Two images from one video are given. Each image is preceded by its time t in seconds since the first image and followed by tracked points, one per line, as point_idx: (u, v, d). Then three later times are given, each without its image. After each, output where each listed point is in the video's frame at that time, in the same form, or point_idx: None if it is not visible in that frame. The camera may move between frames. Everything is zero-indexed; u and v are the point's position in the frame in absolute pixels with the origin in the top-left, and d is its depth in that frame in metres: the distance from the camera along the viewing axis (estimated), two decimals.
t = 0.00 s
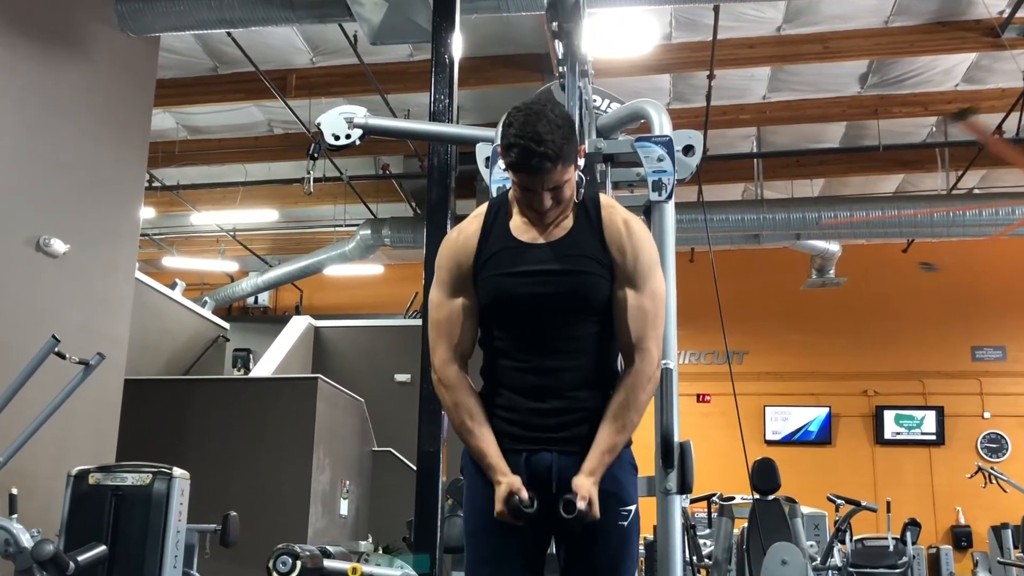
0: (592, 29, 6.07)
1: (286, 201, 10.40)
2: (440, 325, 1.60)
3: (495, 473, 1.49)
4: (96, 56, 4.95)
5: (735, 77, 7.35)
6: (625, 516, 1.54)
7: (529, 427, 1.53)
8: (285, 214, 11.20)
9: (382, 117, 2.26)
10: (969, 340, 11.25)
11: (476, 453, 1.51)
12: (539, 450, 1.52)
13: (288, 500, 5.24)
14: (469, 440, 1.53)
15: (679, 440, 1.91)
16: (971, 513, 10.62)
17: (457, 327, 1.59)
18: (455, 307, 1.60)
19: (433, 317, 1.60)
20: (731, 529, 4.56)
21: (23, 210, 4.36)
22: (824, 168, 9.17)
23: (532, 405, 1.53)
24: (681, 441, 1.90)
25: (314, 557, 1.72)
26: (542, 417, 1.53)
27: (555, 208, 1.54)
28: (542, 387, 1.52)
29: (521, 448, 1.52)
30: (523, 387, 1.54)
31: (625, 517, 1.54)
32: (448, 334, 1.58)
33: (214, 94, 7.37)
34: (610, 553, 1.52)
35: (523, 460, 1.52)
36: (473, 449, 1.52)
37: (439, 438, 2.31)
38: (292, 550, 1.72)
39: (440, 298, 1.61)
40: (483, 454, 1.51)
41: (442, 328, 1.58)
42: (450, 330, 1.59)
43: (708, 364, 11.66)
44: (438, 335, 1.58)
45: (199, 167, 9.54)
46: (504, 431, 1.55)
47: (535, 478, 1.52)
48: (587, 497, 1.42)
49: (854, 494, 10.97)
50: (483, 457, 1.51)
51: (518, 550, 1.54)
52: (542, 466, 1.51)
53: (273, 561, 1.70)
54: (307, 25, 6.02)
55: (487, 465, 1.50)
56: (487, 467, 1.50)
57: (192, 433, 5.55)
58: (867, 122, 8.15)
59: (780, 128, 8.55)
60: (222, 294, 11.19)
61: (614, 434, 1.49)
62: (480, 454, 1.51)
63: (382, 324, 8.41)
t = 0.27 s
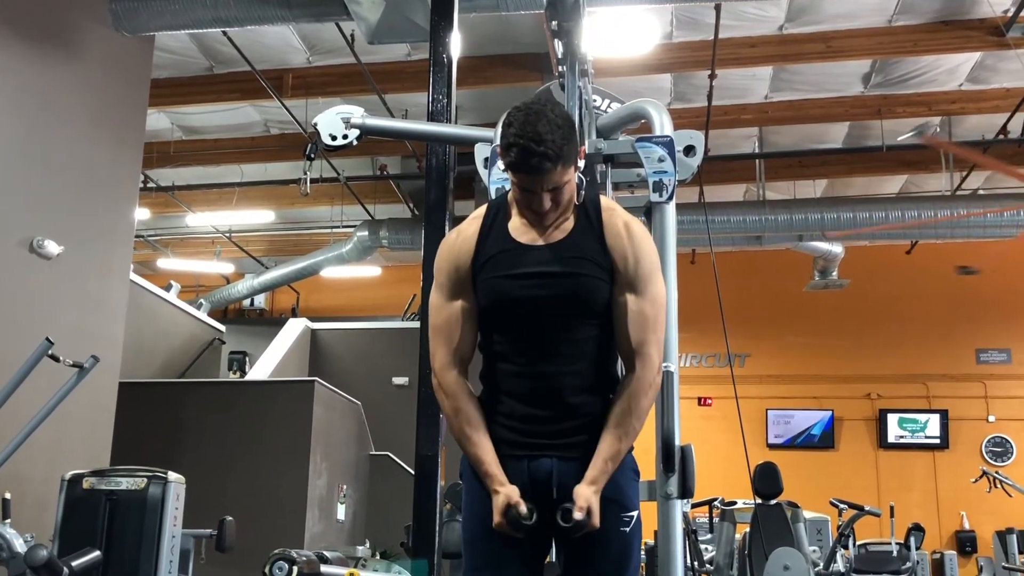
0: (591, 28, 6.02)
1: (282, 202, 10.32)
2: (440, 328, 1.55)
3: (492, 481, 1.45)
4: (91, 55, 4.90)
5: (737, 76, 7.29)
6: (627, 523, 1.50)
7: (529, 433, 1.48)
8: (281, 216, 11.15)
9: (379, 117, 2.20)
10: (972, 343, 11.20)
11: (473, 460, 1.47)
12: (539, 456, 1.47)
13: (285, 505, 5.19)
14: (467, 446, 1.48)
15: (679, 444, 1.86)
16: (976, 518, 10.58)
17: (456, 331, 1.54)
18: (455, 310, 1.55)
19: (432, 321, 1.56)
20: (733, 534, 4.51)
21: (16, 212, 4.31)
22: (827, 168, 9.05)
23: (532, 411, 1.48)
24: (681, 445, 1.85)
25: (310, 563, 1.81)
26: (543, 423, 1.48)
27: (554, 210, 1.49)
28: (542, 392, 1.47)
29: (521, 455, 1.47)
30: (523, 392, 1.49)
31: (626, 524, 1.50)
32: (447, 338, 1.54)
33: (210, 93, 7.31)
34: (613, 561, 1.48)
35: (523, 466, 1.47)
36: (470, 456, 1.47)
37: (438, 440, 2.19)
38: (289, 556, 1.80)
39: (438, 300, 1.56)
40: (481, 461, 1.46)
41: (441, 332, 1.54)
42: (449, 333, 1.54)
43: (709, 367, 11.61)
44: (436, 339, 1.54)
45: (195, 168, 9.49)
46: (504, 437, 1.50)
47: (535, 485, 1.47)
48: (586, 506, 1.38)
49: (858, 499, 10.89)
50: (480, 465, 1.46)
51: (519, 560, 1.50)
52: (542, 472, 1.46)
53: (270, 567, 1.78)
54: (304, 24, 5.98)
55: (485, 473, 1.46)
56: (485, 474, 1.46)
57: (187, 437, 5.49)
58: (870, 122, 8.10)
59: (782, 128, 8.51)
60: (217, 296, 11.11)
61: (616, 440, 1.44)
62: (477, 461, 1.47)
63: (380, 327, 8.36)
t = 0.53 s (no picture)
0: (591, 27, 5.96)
1: (278, 203, 10.26)
2: (438, 329, 1.51)
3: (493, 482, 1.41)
4: (85, 54, 4.85)
5: (739, 76, 7.24)
6: (627, 526, 1.47)
7: (529, 434, 1.45)
8: (277, 217, 11.10)
9: (377, 117, 2.15)
10: (977, 345, 11.15)
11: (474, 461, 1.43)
12: (539, 458, 1.43)
13: (282, 510, 5.14)
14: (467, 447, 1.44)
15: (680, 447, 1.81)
16: (981, 523, 10.53)
17: (455, 333, 1.51)
18: (455, 309, 1.51)
19: (431, 322, 1.52)
20: (734, 539, 4.46)
21: (9, 213, 4.25)
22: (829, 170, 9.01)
23: (532, 413, 1.44)
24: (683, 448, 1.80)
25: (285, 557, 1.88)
26: (543, 425, 1.44)
27: (554, 211, 1.44)
28: (541, 395, 1.43)
29: (520, 457, 1.44)
30: (523, 395, 1.45)
31: (626, 527, 1.47)
32: (446, 339, 1.50)
33: (206, 91, 7.26)
34: (613, 565, 1.45)
35: (523, 468, 1.44)
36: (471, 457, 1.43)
37: (436, 445, 2.11)
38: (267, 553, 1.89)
39: (437, 301, 1.52)
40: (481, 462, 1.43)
41: (440, 333, 1.50)
42: (448, 334, 1.51)
43: (710, 369, 11.57)
44: (435, 340, 1.51)
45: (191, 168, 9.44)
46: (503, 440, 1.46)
47: (535, 487, 1.43)
48: (578, 503, 1.34)
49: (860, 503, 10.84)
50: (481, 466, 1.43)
51: (520, 564, 1.47)
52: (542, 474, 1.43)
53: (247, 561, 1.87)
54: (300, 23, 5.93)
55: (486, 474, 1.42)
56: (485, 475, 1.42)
57: (183, 441, 5.44)
58: (873, 122, 8.04)
59: (784, 128, 8.46)
60: (213, 299, 11.06)
61: (614, 441, 1.40)
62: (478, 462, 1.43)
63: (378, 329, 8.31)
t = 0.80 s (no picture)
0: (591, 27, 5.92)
1: (275, 204, 10.21)
2: (437, 329, 1.46)
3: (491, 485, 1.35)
4: (79, 53, 4.80)
5: (740, 75, 7.19)
6: (627, 530, 1.41)
7: (528, 436, 1.39)
8: (272, 218, 11.04)
9: (375, 117, 2.10)
10: (982, 348, 11.10)
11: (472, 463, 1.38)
12: (538, 460, 1.38)
13: (279, 514, 5.10)
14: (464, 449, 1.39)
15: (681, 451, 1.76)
16: (985, 527, 10.48)
17: (454, 333, 1.45)
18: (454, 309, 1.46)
19: (429, 322, 1.47)
20: (736, 544, 4.41)
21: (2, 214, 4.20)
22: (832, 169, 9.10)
23: (532, 415, 1.38)
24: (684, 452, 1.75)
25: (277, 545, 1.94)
26: (543, 426, 1.39)
27: (554, 211, 1.39)
28: (541, 396, 1.38)
29: (519, 459, 1.38)
30: (522, 397, 1.39)
31: (626, 531, 1.41)
32: (445, 339, 1.45)
33: (202, 91, 7.21)
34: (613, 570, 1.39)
35: (522, 471, 1.38)
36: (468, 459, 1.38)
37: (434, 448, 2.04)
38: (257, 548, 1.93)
39: (436, 300, 1.47)
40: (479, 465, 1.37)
41: (438, 333, 1.45)
42: (446, 335, 1.45)
43: (712, 373, 11.52)
44: (433, 339, 1.45)
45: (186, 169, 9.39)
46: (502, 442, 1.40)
47: (534, 491, 1.38)
48: (577, 505, 1.29)
49: (862, 507, 10.79)
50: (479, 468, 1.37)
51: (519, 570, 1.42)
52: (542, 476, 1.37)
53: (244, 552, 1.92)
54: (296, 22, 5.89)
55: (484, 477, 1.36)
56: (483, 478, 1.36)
57: (178, 444, 5.39)
58: (877, 122, 7.99)
59: (787, 129, 8.41)
60: (207, 301, 11.03)
61: (616, 442, 1.35)
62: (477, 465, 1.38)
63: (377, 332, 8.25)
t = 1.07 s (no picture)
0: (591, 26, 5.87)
1: (271, 205, 10.15)
2: (436, 331, 1.40)
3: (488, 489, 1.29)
4: (72, 52, 4.74)
5: (743, 74, 7.14)
6: (627, 536, 1.35)
7: (528, 438, 1.32)
8: (268, 219, 10.97)
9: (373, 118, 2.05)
10: (986, 350, 11.07)
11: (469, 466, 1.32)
12: (537, 463, 1.31)
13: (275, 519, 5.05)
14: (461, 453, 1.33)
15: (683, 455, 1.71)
16: (989, 532, 10.44)
17: (453, 335, 1.40)
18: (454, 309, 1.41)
19: (429, 323, 1.42)
20: (738, 550, 4.35)
21: None
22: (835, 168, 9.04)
23: (532, 417, 1.32)
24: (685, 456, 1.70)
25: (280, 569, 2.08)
26: (543, 428, 1.32)
27: (556, 206, 1.36)
28: (541, 397, 1.32)
29: (519, 462, 1.31)
30: (521, 399, 1.33)
31: (626, 537, 1.35)
32: (444, 341, 1.39)
33: (197, 91, 7.15)
34: None
35: (522, 474, 1.31)
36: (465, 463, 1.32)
37: (432, 452, 1.97)
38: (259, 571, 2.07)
39: (435, 301, 1.42)
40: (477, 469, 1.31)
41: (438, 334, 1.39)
42: (446, 337, 1.40)
43: (713, 376, 11.48)
44: (432, 341, 1.40)
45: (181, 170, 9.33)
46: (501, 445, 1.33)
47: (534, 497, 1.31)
48: (577, 509, 1.23)
49: (864, 510, 10.74)
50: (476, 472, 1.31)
51: None
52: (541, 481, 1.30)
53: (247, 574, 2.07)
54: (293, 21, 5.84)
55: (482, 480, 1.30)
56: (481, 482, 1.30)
57: (174, 448, 5.34)
58: (880, 122, 7.93)
59: (789, 129, 8.35)
60: (203, 303, 10.98)
61: (618, 443, 1.29)
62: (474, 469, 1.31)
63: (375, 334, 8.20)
